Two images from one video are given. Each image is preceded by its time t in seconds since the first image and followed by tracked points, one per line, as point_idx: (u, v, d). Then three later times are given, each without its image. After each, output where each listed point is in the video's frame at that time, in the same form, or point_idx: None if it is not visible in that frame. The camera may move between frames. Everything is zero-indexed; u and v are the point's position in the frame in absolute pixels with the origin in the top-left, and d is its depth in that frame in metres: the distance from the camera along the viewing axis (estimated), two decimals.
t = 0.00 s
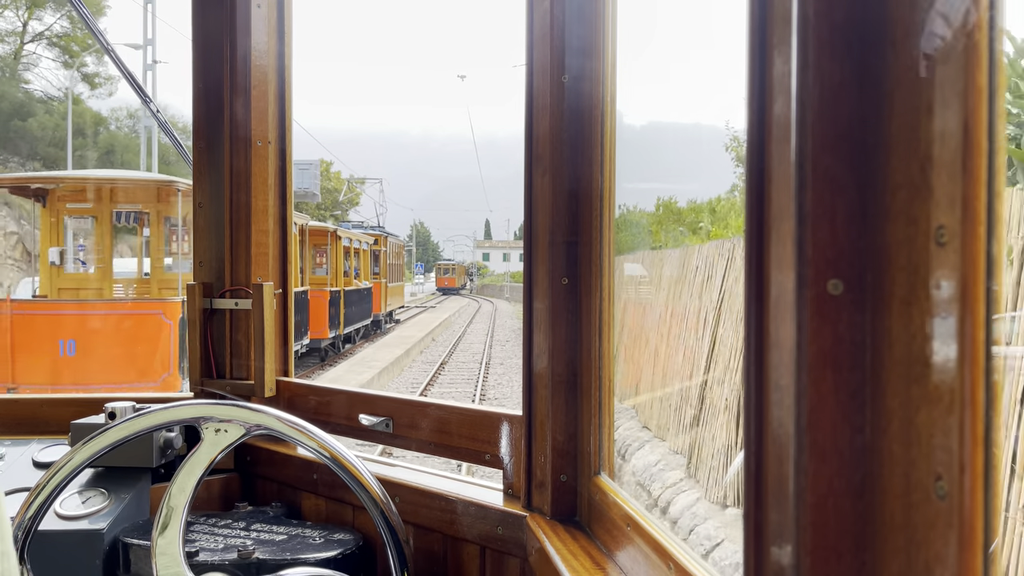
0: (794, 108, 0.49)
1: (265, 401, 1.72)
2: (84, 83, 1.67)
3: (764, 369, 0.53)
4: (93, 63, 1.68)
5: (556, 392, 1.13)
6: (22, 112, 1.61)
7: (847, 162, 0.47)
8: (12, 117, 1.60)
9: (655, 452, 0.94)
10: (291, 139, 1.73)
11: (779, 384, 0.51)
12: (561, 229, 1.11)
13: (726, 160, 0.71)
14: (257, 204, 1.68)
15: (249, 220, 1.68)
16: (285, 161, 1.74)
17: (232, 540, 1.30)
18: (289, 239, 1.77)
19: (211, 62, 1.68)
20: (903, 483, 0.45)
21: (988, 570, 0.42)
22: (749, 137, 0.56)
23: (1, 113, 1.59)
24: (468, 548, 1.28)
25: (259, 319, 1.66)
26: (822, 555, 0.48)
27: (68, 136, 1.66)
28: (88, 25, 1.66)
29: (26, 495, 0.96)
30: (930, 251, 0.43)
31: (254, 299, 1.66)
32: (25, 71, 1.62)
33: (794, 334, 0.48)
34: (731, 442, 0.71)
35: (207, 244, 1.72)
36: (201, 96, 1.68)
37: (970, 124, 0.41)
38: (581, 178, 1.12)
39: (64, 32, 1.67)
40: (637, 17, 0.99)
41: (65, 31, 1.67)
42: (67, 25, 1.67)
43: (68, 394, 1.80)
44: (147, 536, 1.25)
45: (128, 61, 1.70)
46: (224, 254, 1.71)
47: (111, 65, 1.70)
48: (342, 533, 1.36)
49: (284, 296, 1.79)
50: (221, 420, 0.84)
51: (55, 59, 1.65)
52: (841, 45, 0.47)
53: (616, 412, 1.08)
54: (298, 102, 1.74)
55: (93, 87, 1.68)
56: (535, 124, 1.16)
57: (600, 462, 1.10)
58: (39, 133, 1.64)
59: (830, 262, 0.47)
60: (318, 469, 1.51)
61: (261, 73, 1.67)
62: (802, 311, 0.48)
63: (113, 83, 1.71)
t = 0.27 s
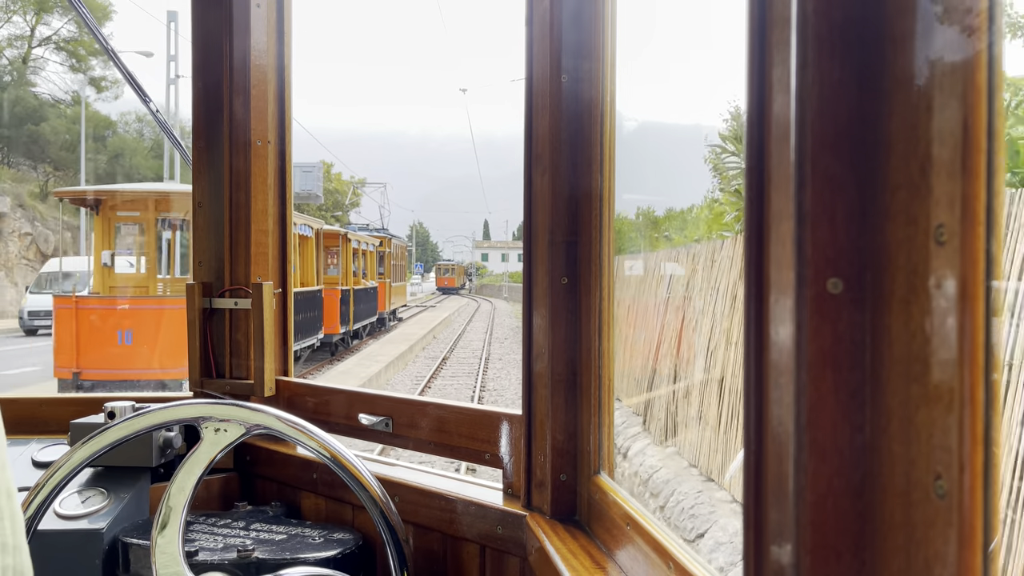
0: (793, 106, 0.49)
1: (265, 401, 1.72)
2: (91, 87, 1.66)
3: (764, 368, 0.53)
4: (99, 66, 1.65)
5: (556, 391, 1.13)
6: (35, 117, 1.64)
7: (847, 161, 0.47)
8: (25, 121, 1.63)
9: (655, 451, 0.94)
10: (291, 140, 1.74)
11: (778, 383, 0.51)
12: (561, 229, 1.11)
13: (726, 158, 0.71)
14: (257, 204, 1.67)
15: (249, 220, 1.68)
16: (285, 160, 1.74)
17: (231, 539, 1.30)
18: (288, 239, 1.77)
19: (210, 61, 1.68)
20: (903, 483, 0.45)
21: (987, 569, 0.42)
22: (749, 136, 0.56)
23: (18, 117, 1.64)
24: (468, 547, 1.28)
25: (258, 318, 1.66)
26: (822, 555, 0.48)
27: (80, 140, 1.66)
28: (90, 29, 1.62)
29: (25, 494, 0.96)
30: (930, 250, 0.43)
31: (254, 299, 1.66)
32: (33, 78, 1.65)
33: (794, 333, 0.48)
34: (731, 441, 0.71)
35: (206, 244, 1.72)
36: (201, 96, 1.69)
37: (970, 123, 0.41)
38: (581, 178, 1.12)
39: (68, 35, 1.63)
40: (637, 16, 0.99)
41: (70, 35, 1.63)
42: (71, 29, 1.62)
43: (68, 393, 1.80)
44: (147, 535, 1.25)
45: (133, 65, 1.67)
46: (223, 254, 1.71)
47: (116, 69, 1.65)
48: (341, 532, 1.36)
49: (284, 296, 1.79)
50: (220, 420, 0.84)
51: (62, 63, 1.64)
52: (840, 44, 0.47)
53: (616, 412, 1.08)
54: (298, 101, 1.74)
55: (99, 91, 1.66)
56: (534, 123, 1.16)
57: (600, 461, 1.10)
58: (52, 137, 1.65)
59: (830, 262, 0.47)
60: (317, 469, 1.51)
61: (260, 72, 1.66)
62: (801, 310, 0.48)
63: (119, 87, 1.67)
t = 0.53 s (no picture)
0: (794, 107, 0.49)
1: (265, 402, 1.72)
2: (96, 90, 1.60)
3: (765, 369, 0.53)
4: (105, 69, 1.61)
5: (556, 392, 1.13)
6: (46, 121, 1.55)
7: (847, 162, 0.47)
8: (38, 125, 1.55)
9: (656, 453, 0.94)
10: (291, 141, 1.74)
11: (779, 384, 0.51)
12: (562, 230, 1.11)
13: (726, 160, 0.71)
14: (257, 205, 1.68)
15: (250, 221, 1.68)
16: (285, 161, 1.74)
17: (232, 541, 1.30)
18: (289, 240, 1.77)
19: (211, 62, 1.67)
20: (904, 484, 0.45)
21: (988, 571, 0.42)
22: (749, 136, 0.56)
23: (29, 121, 1.55)
24: (468, 549, 1.28)
25: (259, 319, 1.66)
26: (822, 556, 0.48)
27: (91, 143, 1.56)
28: (96, 34, 1.60)
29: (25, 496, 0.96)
30: (931, 251, 0.43)
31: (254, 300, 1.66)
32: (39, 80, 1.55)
33: (795, 334, 0.48)
34: (732, 442, 0.71)
35: (207, 245, 1.72)
36: (202, 96, 1.68)
37: (970, 124, 0.41)
38: (581, 179, 1.12)
39: (73, 39, 1.58)
40: (639, 16, 0.99)
41: (75, 39, 1.58)
42: (76, 33, 1.58)
43: (67, 394, 1.80)
44: (147, 537, 1.24)
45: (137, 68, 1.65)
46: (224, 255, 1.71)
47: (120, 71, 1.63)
48: (342, 533, 1.36)
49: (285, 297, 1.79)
50: (220, 421, 0.84)
51: (67, 66, 1.57)
52: (841, 45, 0.47)
53: (616, 413, 1.08)
54: (298, 102, 1.74)
55: (105, 93, 1.61)
56: (535, 124, 1.16)
57: (600, 463, 1.10)
58: (63, 140, 1.55)
59: (830, 262, 0.47)
60: (318, 470, 1.51)
61: (261, 73, 1.67)
62: (802, 311, 0.48)
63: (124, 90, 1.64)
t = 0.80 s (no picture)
0: (794, 108, 0.49)
1: (265, 402, 1.72)
2: (100, 93, 1.62)
3: (765, 370, 0.53)
4: (110, 73, 1.64)
5: (557, 393, 1.13)
6: (57, 125, 1.57)
7: (847, 163, 0.47)
8: (48, 129, 1.57)
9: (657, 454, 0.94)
10: (291, 142, 1.74)
11: (779, 386, 0.51)
12: (562, 231, 1.11)
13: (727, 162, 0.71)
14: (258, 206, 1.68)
15: (250, 222, 1.68)
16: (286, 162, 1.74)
17: (232, 541, 1.30)
18: (289, 240, 1.77)
19: (211, 63, 1.68)
20: (904, 485, 0.45)
21: (988, 572, 0.42)
22: (749, 137, 0.56)
23: (40, 125, 1.56)
24: (469, 549, 1.28)
25: (259, 320, 1.66)
26: (823, 557, 0.48)
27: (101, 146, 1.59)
28: (100, 38, 1.62)
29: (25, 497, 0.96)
30: (931, 252, 0.43)
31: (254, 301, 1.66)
32: (47, 84, 1.57)
33: (795, 335, 0.48)
34: (732, 444, 0.71)
35: (207, 246, 1.72)
36: (202, 97, 1.68)
37: (971, 126, 0.41)
38: (582, 180, 1.12)
39: (78, 43, 1.60)
40: (639, 17, 0.99)
41: (81, 43, 1.60)
42: (80, 38, 1.60)
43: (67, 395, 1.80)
44: (148, 537, 1.25)
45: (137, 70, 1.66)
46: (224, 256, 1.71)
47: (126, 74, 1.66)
48: (342, 534, 1.36)
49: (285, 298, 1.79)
50: (221, 422, 0.84)
51: (72, 69, 1.59)
52: (841, 46, 0.47)
53: (617, 414, 1.09)
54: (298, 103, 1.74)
55: (109, 96, 1.64)
56: (535, 125, 1.16)
57: (601, 463, 1.11)
58: (72, 143, 1.58)
59: (831, 264, 0.47)
60: (318, 471, 1.51)
61: (261, 74, 1.67)
62: (803, 312, 0.48)
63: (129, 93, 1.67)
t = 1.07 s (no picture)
0: (796, 108, 0.49)
1: (266, 402, 1.73)
2: (105, 96, 1.62)
3: (766, 369, 0.53)
4: (114, 76, 1.64)
5: (557, 393, 1.13)
6: (65, 129, 1.57)
7: (848, 163, 0.47)
8: (58, 133, 1.57)
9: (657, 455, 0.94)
10: (290, 142, 1.74)
11: (779, 386, 0.51)
12: (562, 230, 1.11)
13: (728, 163, 0.71)
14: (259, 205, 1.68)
15: (251, 221, 1.68)
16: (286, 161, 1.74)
17: (232, 540, 1.30)
18: (289, 240, 1.77)
19: (212, 63, 1.68)
20: (905, 485, 0.45)
21: (988, 571, 0.42)
22: (749, 137, 0.56)
23: (49, 130, 1.57)
24: (469, 549, 1.28)
25: (259, 320, 1.66)
26: (823, 557, 0.48)
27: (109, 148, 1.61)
28: (105, 42, 1.61)
29: (25, 496, 0.96)
30: (932, 253, 0.43)
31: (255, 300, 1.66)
32: (53, 89, 1.57)
33: (796, 335, 0.48)
34: (732, 444, 0.71)
35: (208, 245, 1.72)
36: (203, 96, 1.68)
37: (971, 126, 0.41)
38: (582, 179, 1.12)
39: (82, 46, 1.60)
40: (640, 17, 0.99)
41: (86, 47, 1.60)
42: (85, 43, 1.60)
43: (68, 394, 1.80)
44: (148, 536, 1.25)
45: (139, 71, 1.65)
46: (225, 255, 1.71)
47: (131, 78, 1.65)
48: (342, 533, 1.36)
49: (286, 297, 1.79)
50: (220, 421, 0.84)
51: (77, 73, 1.59)
52: (841, 46, 0.47)
53: (617, 414, 1.09)
54: (299, 103, 1.74)
55: (114, 100, 1.64)
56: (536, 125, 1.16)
57: (601, 463, 1.11)
58: (83, 148, 1.59)
59: (831, 264, 0.47)
60: (318, 470, 1.51)
61: (262, 74, 1.67)
62: (803, 312, 0.48)
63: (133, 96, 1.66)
